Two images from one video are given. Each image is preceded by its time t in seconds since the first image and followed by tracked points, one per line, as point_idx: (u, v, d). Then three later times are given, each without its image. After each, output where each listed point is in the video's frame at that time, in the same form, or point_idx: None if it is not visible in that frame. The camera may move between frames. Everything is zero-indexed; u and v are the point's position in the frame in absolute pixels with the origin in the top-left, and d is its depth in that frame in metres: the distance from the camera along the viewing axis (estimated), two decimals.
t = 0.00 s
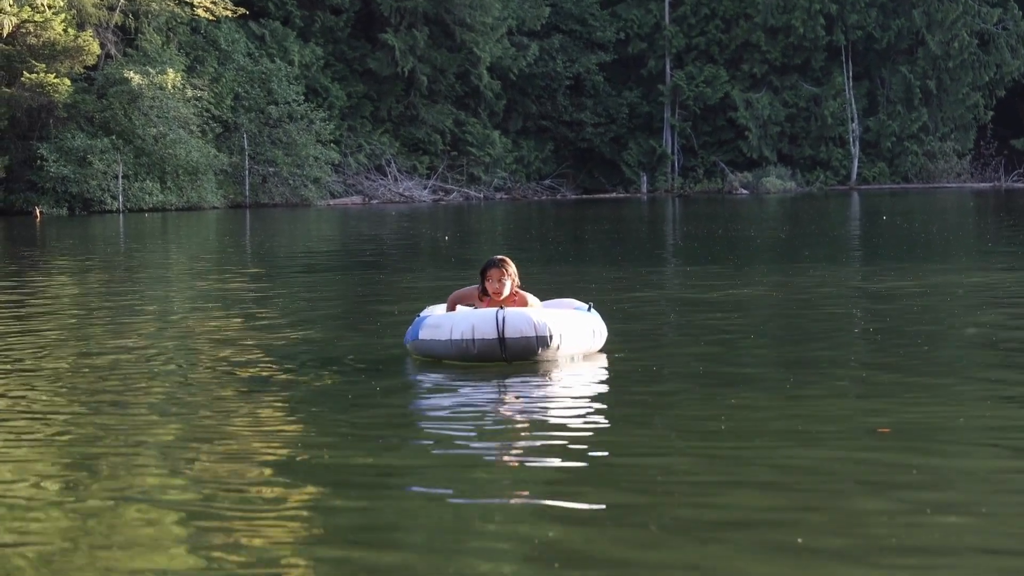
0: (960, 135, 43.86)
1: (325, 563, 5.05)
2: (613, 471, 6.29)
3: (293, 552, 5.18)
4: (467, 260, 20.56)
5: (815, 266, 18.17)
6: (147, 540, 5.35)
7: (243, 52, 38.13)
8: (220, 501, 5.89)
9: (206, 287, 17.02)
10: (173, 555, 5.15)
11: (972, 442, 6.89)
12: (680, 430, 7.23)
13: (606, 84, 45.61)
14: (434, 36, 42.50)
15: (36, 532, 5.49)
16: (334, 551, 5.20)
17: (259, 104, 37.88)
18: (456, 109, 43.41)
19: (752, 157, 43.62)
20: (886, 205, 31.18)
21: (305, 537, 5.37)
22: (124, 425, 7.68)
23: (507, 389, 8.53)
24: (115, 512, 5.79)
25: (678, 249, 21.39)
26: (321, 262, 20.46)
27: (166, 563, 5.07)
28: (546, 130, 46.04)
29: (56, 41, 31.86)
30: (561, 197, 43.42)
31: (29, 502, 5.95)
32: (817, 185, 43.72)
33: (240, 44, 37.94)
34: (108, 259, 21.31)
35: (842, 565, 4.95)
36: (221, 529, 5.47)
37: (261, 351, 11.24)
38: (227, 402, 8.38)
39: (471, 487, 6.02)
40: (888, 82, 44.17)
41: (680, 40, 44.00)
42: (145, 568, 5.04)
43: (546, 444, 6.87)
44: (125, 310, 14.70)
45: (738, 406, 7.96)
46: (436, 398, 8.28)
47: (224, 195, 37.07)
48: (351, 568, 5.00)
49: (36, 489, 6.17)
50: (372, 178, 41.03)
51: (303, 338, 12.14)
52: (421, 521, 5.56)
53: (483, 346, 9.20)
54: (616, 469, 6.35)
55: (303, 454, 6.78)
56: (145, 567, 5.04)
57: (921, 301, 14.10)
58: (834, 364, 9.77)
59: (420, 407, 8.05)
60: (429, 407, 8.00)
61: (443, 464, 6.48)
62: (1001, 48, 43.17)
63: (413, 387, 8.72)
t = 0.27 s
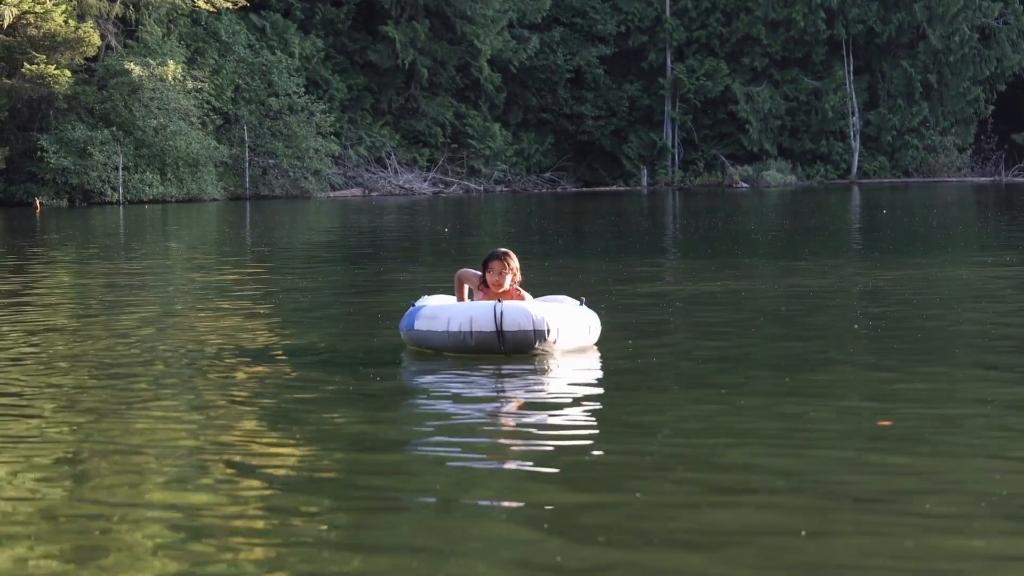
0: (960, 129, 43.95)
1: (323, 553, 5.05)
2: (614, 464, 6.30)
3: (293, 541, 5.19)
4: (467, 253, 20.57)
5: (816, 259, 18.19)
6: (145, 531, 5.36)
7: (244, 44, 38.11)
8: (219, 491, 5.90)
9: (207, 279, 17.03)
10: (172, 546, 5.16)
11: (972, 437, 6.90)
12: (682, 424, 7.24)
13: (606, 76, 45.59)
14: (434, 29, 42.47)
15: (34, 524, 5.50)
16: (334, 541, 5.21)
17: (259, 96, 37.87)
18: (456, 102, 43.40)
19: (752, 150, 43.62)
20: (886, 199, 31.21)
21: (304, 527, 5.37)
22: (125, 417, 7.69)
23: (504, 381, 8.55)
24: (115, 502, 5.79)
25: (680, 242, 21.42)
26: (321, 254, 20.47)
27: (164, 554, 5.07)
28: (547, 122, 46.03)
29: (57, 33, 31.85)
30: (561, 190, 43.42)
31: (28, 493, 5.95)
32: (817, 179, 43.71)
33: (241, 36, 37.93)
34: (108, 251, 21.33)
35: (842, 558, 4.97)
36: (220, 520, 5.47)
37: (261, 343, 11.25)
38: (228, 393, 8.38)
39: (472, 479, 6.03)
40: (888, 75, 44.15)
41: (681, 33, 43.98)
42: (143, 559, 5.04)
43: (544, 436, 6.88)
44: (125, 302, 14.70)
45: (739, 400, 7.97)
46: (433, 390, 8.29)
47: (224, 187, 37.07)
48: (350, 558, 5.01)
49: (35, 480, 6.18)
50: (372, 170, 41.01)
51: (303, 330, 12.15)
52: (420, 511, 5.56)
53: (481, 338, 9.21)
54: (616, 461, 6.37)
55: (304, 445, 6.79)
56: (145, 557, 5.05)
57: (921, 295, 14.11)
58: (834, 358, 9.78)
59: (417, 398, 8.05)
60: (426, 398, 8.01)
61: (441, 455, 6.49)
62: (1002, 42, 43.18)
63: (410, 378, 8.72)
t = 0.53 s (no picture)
0: (958, 122, 44.05)
1: (324, 541, 5.08)
2: (611, 456, 6.30)
3: (294, 529, 5.21)
4: (465, 244, 20.59)
5: (814, 252, 18.21)
6: (146, 518, 5.38)
7: (242, 35, 38.10)
8: (219, 479, 5.92)
9: (204, 271, 17.03)
10: (173, 533, 5.18)
11: (970, 430, 6.93)
12: (680, 416, 7.26)
13: (605, 69, 45.58)
14: (433, 20, 42.46)
15: (36, 510, 5.52)
16: (335, 531, 5.20)
17: (258, 88, 37.87)
18: (454, 94, 43.39)
19: (750, 143, 43.65)
20: (884, 191, 31.26)
21: (304, 515, 5.39)
22: (121, 407, 7.68)
23: (498, 373, 8.54)
24: (115, 490, 5.81)
25: (678, 234, 21.47)
26: (319, 246, 20.48)
27: (164, 541, 5.10)
28: (545, 115, 46.05)
29: (55, 23, 31.84)
30: (559, 182, 43.42)
31: (28, 481, 5.97)
32: (815, 172, 43.68)
33: (239, 27, 37.90)
34: (105, 241, 21.34)
35: (839, 551, 4.97)
36: (221, 507, 5.50)
37: (257, 334, 11.24)
38: (223, 385, 8.38)
39: (469, 470, 6.03)
40: (887, 68, 44.14)
41: (679, 25, 43.97)
42: (144, 546, 5.06)
43: (538, 427, 6.91)
44: (122, 292, 14.72)
45: (736, 392, 8.00)
46: (427, 382, 8.29)
47: (222, 178, 37.07)
48: (352, 546, 5.03)
49: (35, 468, 6.20)
50: (370, 162, 40.99)
51: (300, 322, 12.14)
52: (420, 503, 5.56)
53: (475, 330, 9.21)
54: (614, 454, 6.37)
55: (299, 435, 6.79)
56: (146, 544, 5.07)
57: (918, 289, 14.12)
58: (830, 352, 9.78)
59: (411, 390, 8.05)
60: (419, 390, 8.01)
61: (438, 445, 6.51)
62: (1000, 36, 43.23)
63: (404, 370, 8.72)
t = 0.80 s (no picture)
0: (957, 119, 44.14)
1: (323, 535, 5.06)
2: (611, 452, 6.30)
3: (291, 524, 5.17)
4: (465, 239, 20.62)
5: (813, 248, 18.25)
6: (143, 512, 5.35)
7: (242, 30, 38.10)
8: (217, 474, 5.88)
9: (203, 265, 17.04)
10: (170, 527, 5.14)
11: (971, 428, 6.91)
12: (679, 413, 7.24)
13: (604, 65, 45.59)
14: (432, 16, 42.45)
15: (32, 504, 5.48)
16: (335, 523, 5.20)
17: (257, 83, 37.87)
18: (453, 89, 43.40)
19: (749, 139, 43.68)
20: (882, 188, 31.30)
21: (302, 510, 5.36)
22: (120, 400, 7.68)
23: (493, 369, 8.54)
24: (112, 484, 5.77)
25: (677, 230, 21.50)
26: (319, 241, 20.52)
27: (161, 535, 5.06)
28: (544, 110, 46.07)
29: (54, 17, 31.85)
30: (558, 178, 43.44)
31: (24, 475, 5.93)
32: (814, 168, 43.70)
33: (238, 21, 37.89)
34: (105, 235, 21.35)
35: (838, 545, 4.97)
36: (218, 502, 5.46)
37: (255, 329, 11.24)
38: (222, 378, 8.37)
39: (468, 464, 6.02)
40: (886, 65, 44.15)
41: (678, 21, 43.96)
42: (140, 540, 5.02)
43: (535, 422, 6.90)
44: (121, 287, 14.71)
45: (735, 389, 7.98)
46: (423, 377, 8.28)
47: (222, 173, 37.08)
48: (350, 541, 4.99)
49: (31, 462, 6.17)
50: (370, 157, 40.99)
51: (298, 317, 12.14)
52: (419, 495, 5.55)
53: (471, 326, 9.21)
54: (613, 448, 6.36)
55: (297, 429, 6.78)
56: (142, 538, 5.03)
57: (917, 285, 14.12)
58: (829, 348, 9.79)
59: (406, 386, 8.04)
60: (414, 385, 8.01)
61: (436, 439, 6.49)
62: (999, 32, 43.27)
63: (399, 366, 8.72)
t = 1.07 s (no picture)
0: (957, 119, 44.13)
1: (324, 538, 5.07)
2: (610, 453, 6.31)
3: (291, 528, 5.16)
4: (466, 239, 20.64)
5: (813, 248, 18.25)
6: (143, 516, 5.33)
7: (242, 29, 38.09)
8: (216, 477, 5.87)
9: (204, 264, 17.05)
10: (170, 531, 5.13)
11: (971, 430, 6.90)
12: (678, 413, 7.24)
13: (604, 64, 45.59)
14: (432, 15, 42.44)
15: (30, 507, 5.47)
16: (336, 526, 5.20)
17: (257, 82, 37.88)
18: (454, 88, 43.42)
19: (749, 139, 43.68)
20: (882, 187, 31.30)
21: (300, 513, 5.36)
22: (120, 400, 7.68)
23: (487, 368, 8.54)
24: (111, 487, 5.77)
25: (677, 229, 21.50)
26: (319, 240, 20.53)
27: (160, 540, 5.05)
28: (544, 110, 46.08)
29: (54, 16, 31.85)
30: (558, 178, 43.45)
31: (23, 476, 5.93)
32: (813, 168, 43.69)
33: (239, 20, 37.89)
34: (105, 234, 21.37)
35: (839, 547, 4.98)
36: (218, 505, 5.45)
37: (255, 328, 11.25)
38: (222, 378, 8.38)
39: (468, 466, 6.03)
40: (886, 65, 44.14)
41: (679, 21, 43.95)
42: (139, 545, 5.01)
43: (532, 422, 6.91)
44: (121, 285, 14.71)
45: (735, 389, 7.98)
46: (417, 376, 8.29)
47: (222, 172, 37.08)
48: (350, 546, 4.98)
49: (29, 463, 6.16)
50: (370, 156, 41.00)
51: (299, 316, 12.15)
52: (420, 497, 5.56)
53: (465, 325, 9.22)
54: (613, 450, 6.37)
55: (296, 430, 6.78)
56: (141, 544, 5.02)
57: (917, 285, 14.14)
58: (828, 348, 9.80)
59: (401, 385, 8.04)
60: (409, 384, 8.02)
61: (433, 440, 6.49)
62: (999, 32, 43.27)
63: (394, 365, 8.73)
